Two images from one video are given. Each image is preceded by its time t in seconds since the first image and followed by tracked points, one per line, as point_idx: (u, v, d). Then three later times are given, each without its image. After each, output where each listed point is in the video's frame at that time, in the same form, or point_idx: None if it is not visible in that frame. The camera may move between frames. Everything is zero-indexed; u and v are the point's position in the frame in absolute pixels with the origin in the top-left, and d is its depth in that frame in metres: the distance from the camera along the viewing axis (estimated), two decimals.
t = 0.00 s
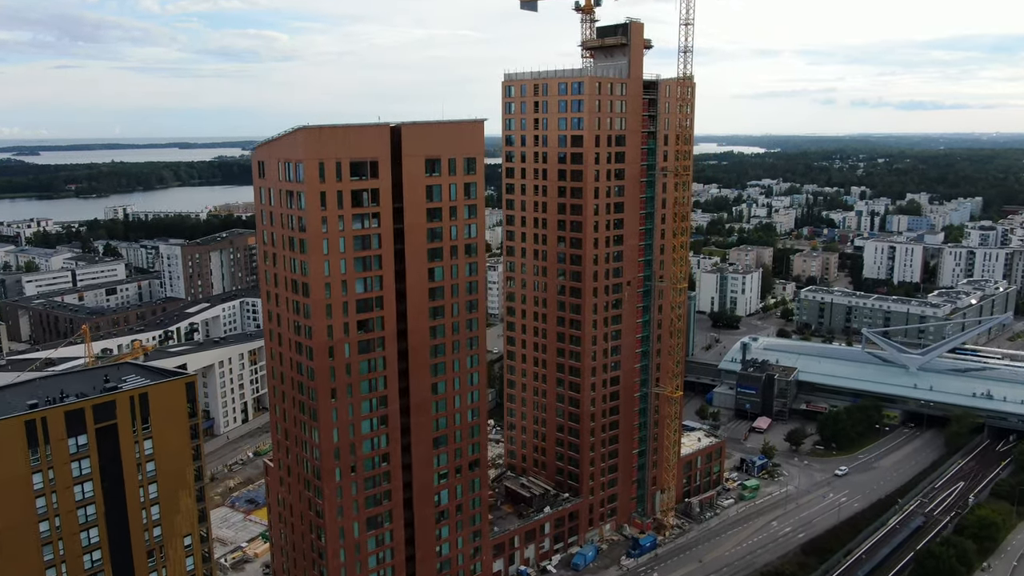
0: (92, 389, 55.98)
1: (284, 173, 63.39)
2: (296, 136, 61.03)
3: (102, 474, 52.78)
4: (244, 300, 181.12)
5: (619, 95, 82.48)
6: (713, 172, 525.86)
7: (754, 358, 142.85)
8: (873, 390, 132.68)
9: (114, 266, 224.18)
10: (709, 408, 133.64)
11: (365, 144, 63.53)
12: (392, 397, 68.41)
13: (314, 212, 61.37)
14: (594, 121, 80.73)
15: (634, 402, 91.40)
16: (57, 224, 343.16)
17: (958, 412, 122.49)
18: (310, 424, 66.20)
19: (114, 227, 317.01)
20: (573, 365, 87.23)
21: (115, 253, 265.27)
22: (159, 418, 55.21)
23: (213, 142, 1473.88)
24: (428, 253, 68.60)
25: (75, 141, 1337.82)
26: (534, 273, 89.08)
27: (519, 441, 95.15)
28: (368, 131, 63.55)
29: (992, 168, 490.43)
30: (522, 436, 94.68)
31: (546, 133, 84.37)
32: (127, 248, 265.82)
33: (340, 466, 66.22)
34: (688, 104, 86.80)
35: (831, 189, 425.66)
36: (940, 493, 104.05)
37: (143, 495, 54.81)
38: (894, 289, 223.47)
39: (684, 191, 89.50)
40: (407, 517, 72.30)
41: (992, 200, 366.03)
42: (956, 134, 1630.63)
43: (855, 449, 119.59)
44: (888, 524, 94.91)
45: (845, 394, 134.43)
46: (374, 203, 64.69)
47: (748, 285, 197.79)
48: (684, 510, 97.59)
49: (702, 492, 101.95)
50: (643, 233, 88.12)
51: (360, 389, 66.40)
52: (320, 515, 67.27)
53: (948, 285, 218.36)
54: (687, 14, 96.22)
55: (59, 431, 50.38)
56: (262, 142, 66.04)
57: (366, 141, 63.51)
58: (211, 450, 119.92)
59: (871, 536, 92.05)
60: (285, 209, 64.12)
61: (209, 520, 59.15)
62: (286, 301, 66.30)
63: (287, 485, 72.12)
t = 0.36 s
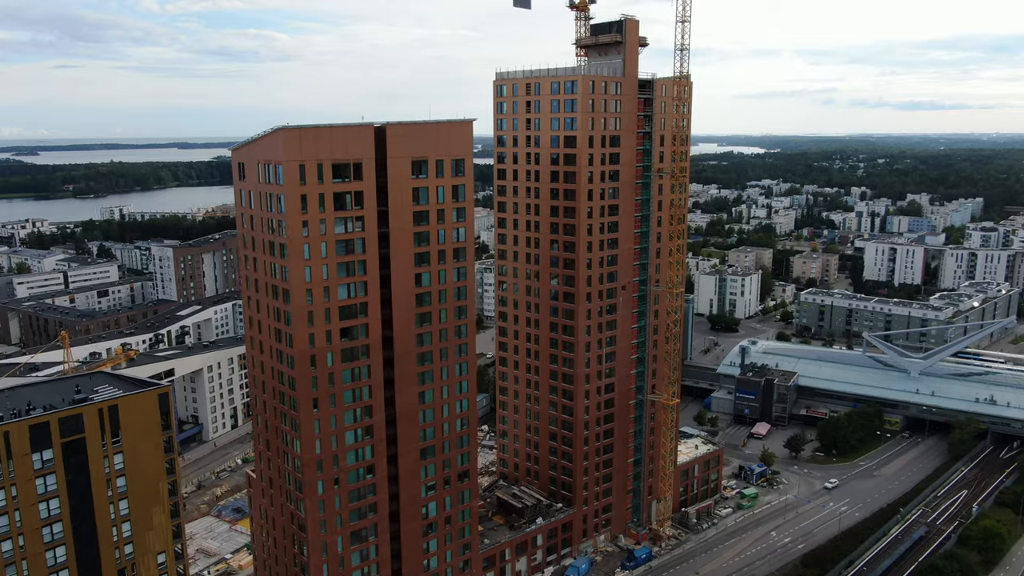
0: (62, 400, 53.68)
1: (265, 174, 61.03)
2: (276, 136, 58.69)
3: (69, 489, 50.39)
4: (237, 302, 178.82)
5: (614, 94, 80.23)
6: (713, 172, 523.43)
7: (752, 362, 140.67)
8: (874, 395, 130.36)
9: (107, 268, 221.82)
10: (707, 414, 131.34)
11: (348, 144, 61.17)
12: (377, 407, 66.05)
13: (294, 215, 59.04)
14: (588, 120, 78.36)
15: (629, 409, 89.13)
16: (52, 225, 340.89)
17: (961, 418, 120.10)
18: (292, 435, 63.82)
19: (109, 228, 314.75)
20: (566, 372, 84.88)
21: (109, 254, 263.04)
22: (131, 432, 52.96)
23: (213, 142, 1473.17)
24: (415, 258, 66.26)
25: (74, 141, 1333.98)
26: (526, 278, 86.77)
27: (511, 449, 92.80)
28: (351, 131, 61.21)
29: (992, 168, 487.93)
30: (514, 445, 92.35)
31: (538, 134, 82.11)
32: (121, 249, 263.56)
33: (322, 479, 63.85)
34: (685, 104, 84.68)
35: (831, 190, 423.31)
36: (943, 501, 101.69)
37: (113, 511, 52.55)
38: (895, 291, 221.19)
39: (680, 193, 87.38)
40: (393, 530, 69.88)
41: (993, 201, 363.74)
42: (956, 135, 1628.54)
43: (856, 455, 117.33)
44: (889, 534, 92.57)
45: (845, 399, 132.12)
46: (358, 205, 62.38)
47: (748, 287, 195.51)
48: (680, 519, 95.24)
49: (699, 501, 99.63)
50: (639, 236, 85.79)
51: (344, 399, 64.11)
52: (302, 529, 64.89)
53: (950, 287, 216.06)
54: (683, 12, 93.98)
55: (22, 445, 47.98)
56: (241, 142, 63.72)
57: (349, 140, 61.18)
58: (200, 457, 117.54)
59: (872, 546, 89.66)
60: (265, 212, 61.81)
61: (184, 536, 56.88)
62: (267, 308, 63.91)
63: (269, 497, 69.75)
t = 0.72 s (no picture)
0: (28, 412, 51.53)
1: (243, 176, 58.85)
2: (253, 136, 56.52)
3: (34, 506, 48.12)
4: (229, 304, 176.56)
5: (608, 93, 78.11)
6: (713, 172, 520.76)
7: (751, 365, 138.52)
8: (875, 399, 128.21)
9: (99, 268, 219.68)
10: (705, 418, 129.21)
11: (329, 144, 58.98)
12: (361, 416, 63.86)
13: (273, 218, 56.86)
14: (580, 120, 76.18)
15: (623, 416, 86.95)
16: (47, 225, 338.78)
17: (964, 423, 117.83)
18: (271, 446, 61.61)
19: (104, 229, 312.36)
20: (558, 379, 82.69)
21: (103, 254, 260.78)
22: (99, 445, 50.83)
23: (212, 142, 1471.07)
24: (400, 262, 64.08)
25: (72, 141, 1331.68)
26: (518, 282, 84.60)
27: (503, 457, 90.60)
28: (333, 130, 59.04)
29: (993, 168, 485.38)
30: (506, 453, 90.19)
31: (529, 133, 79.94)
32: (115, 250, 261.43)
33: (303, 491, 61.65)
34: (680, 103, 82.65)
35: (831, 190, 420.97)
36: (944, 509, 99.50)
37: (81, 528, 50.37)
38: (896, 292, 218.99)
39: (676, 194, 85.39)
40: (379, 543, 67.69)
41: (993, 202, 361.50)
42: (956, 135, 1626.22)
43: (856, 462, 115.21)
44: (890, 544, 90.37)
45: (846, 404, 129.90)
46: (340, 208, 60.21)
47: (746, 289, 193.32)
48: (676, 529, 93.09)
49: (695, 509, 97.48)
50: (633, 238, 83.64)
51: (326, 409, 61.92)
52: (283, 542, 62.72)
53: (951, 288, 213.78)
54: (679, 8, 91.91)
55: None
56: (220, 142, 61.58)
57: (331, 140, 59.00)
58: (187, 463, 115.26)
59: (873, 556, 87.44)
60: (244, 214, 59.65)
61: (157, 552, 54.73)
62: (246, 314, 61.69)
63: (250, 509, 67.55)
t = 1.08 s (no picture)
0: None
1: (222, 177, 57.03)
2: (231, 136, 54.68)
3: None
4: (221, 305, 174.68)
5: (601, 91, 76.28)
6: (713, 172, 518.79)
7: (748, 368, 136.72)
8: (875, 403, 126.36)
9: (93, 269, 217.84)
10: (702, 422, 127.38)
11: (311, 144, 57.12)
12: (345, 424, 62.00)
13: (252, 221, 55.02)
14: (573, 119, 74.29)
15: (617, 422, 85.11)
16: (43, 225, 336.99)
17: (964, 428, 115.90)
18: (253, 456, 59.79)
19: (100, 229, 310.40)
20: (551, 384, 80.88)
21: (98, 255, 258.87)
22: (70, 456, 48.98)
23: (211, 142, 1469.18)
24: (386, 266, 62.26)
25: (72, 141, 1331.38)
26: (509, 285, 82.82)
27: (495, 463, 88.85)
28: (314, 130, 57.17)
29: (993, 168, 483.17)
30: (497, 459, 88.44)
31: (521, 133, 78.11)
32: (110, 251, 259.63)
33: (285, 502, 59.81)
34: (675, 102, 80.81)
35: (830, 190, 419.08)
36: (945, 516, 97.60)
37: (51, 543, 48.50)
38: (896, 293, 217.17)
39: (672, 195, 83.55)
40: (364, 554, 65.88)
41: (993, 202, 359.68)
42: (956, 135, 1624.33)
43: (855, 467, 113.35)
44: (890, 552, 88.50)
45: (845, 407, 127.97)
46: (323, 211, 58.39)
47: (745, 290, 191.47)
48: (671, 537, 91.30)
49: (691, 516, 95.65)
50: (628, 240, 81.79)
51: (309, 417, 60.08)
52: (265, 554, 60.89)
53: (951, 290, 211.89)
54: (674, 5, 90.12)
55: None
56: (199, 142, 59.76)
57: (312, 140, 57.13)
58: (175, 469, 113.42)
59: (872, 565, 85.50)
60: (223, 217, 57.82)
61: (132, 568, 52.87)
62: (227, 319, 59.85)
63: (232, 519, 65.72)
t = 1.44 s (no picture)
0: None
1: (197, 178, 55.10)
2: (205, 136, 52.78)
3: None
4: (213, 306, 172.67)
5: (592, 90, 74.35)
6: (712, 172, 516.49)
7: (746, 372, 134.86)
8: (873, 407, 124.43)
9: (85, 270, 215.78)
10: (698, 427, 125.53)
11: (289, 145, 55.22)
12: (325, 433, 60.09)
13: (227, 224, 53.11)
14: (562, 119, 72.34)
15: (610, 429, 83.18)
16: (37, 225, 334.70)
17: (965, 433, 114.02)
18: (230, 467, 57.82)
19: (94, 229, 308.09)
20: (541, 391, 78.92)
21: (92, 255, 256.67)
22: (34, 469, 47.08)
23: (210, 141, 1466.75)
24: (368, 271, 60.36)
25: (71, 141, 1329.16)
26: (499, 289, 80.89)
27: (484, 471, 86.96)
28: (293, 129, 55.27)
29: (994, 168, 480.93)
30: (487, 467, 86.56)
31: (510, 133, 76.16)
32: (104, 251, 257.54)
33: (263, 514, 57.85)
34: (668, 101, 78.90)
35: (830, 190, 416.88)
36: (945, 524, 95.66)
37: (14, 559, 46.61)
38: (895, 294, 215.28)
39: (665, 196, 81.72)
40: (347, 566, 63.95)
41: (994, 202, 357.69)
42: (956, 135, 1622.52)
43: (854, 472, 111.42)
44: (888, 561, 86.58)
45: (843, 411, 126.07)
46: (302, 213, 56.46)
47: (743, 291, 189.50)
48: (665, 545, 89.56)
49: (686, 524, 93.79)
50: (620, 243, 79.91)
51: (288, 426, 58.12)
52: (243, 568, 58.94)
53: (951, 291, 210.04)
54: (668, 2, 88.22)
55: None
56: (174, 142, 57.84)
57: (291, 140, 55.24)
58: (161, 474, 111.47)
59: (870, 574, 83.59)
60: (199, 220, 55.90)
61: None
62: (203, 325, 57.91)
63: (210, 531, 63.76)
